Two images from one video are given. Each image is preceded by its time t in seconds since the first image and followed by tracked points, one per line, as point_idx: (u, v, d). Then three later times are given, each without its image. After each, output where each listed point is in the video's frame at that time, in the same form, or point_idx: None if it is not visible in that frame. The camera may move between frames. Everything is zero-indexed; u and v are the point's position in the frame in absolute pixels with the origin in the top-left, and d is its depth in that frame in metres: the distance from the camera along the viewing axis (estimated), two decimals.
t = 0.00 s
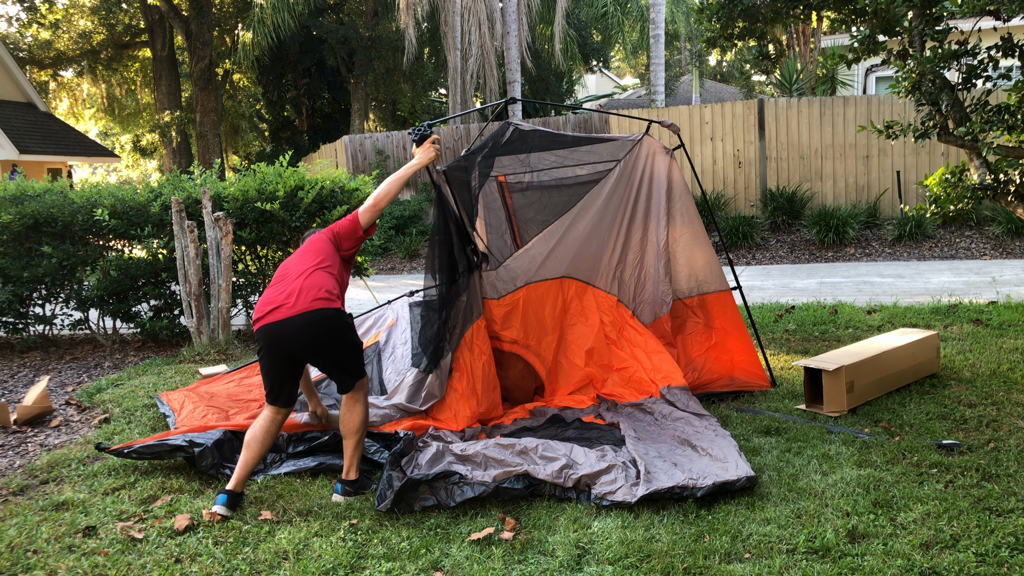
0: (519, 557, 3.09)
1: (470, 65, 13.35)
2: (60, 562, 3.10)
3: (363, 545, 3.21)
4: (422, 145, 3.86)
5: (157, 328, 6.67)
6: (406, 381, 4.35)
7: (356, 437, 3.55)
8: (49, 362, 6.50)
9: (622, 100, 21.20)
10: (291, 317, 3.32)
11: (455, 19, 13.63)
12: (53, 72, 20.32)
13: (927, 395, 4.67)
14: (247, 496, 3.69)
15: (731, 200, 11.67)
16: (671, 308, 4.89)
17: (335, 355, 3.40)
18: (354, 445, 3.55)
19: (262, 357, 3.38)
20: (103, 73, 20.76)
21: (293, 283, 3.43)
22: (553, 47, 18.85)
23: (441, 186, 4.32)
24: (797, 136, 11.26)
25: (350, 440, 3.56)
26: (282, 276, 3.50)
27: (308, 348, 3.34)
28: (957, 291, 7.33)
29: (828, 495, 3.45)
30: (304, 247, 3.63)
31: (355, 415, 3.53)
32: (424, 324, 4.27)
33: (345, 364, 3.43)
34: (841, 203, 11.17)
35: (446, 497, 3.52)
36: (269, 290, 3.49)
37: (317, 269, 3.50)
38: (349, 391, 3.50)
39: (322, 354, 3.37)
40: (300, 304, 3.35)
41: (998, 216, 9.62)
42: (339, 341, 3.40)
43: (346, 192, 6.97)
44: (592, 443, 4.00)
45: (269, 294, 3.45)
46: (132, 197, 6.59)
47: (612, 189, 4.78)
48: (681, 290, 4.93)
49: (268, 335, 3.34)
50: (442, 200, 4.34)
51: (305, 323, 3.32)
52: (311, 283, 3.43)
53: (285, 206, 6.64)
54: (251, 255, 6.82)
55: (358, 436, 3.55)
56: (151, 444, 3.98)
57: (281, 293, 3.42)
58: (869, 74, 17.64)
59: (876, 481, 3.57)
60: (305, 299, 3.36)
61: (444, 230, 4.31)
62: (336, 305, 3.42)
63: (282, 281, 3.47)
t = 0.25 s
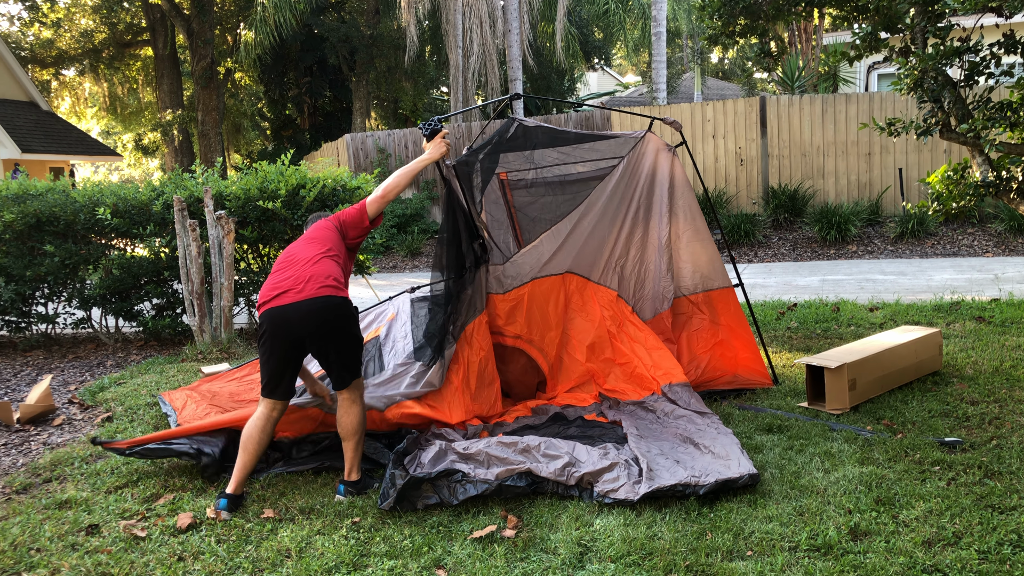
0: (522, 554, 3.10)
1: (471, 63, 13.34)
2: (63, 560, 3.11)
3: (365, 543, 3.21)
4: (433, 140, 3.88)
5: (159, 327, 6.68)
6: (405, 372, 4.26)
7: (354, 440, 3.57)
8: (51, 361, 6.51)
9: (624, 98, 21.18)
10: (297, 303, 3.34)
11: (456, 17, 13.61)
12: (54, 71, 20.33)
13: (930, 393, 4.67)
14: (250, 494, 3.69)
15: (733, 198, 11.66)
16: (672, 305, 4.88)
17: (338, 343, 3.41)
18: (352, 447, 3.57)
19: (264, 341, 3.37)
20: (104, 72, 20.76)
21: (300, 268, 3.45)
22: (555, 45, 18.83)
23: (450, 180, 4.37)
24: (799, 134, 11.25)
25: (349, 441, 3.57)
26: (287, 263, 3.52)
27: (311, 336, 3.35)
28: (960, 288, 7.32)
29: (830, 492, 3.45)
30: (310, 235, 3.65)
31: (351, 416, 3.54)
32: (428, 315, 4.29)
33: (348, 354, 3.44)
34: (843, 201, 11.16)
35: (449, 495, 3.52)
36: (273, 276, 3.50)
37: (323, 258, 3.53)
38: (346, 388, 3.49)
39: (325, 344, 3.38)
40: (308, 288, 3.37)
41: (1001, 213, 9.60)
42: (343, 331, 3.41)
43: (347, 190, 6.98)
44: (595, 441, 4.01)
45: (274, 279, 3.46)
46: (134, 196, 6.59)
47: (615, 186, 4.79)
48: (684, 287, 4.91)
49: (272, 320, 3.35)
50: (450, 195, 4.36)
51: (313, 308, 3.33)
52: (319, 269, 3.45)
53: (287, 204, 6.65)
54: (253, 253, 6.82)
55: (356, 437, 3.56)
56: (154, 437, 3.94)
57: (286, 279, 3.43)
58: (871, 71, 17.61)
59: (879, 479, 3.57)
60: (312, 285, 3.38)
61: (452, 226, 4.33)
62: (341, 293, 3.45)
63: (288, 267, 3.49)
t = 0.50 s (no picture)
0: (524, 552, 3.10)
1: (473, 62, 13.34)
2: (66, 559, 3.11)
3: (368, 542, 3.22)
4: (436, 140, 3.89)
5: (162, 326, 6.69)
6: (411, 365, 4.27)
7: (355, 440, 3.58)
8: (54, 360, 6.52)
9: (625, 96, 21.18)
10: (303, 296, 3.34)
11: (457, 16, 13.61)
12: (56, 70, 20.35)
13: (932, 390, 4.67)
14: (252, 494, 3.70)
15: (735, 196, 11.65)
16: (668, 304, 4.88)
17: (344, 337, 3.42)
18: (354, 447, 3.57)
19: (269, 336, 3.36)
20: (106, 71, 20.77)
21: (306, 262, 3.46)
22: (556, 43, 18.82)
23: (454, 181, 4.38)
24: (801, 131, 11.24)
25: (350, 442, 3.58)
26: (292, 257, 3.52)
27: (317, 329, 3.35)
28: (962, 286, 7.31)
29: (832, 490, 3.45)
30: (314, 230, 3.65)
31: (353, 416, 3.55)
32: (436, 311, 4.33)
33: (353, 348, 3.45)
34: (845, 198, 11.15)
35: (453, 493, 3.53)
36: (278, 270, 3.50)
37: (329, 252, 3.53)
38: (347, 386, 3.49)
39: (331, 337, 3.39)
40: (314, 282, 3.38)
41: (1003, 211, 9.59)
42: (348, 324, 3.42)
43: (349, 189, 6.99)
44: (597, 440, 4.01)
45: (280, 273, 3.46)
46: (136, 195, 6.59)
47: (616, 184, 4.80)
48: (682, 285, 4.90)
49: (278, 314, 3.34)
50: (454, 194, 4.41)
51: (319, 300, 3.33)
52: (325, 263, 3.47)
53: (289, 203, 6.65)
54: (255, 252, 6.82)
55: (357, 437, 3.57)
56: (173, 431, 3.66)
57: (292, 272, 3.43)
58: (873, 68, 17.61)
59: (881, 476, 3.56)
60: (318, 278, 3.39)
61: (455, 224, 4.38)
62: (348, 286, 3.46)
63: (293, 261, 3.49)
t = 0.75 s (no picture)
0: (526, 550, 3.10)
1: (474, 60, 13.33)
2: (69, 558, 3.12)
3: (370, 540, 3.22)
4: (440, 142, 3.90)
5: (164, 325, 6.70)
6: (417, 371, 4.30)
7: (361, 439, 3.57)
8: (56, 360, 6.53)
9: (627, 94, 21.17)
10: (312, 296, 3.34)
11: (458, 14, 13.60)
12: (57, 70, 20.36)
13: (934, 387, 4.67)
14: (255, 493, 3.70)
15: (736, 193, 11.65)
16: (670, 301, 4.89)
17: (351, 337, 3.43)
18: (360, 446, 3.57)
19: (275, 337, 3.34)
20: (107, 70, 20.78)
21: (314, 262, 3.46)
22: (557, 41, 18.82)
23: (458, 182, 4.35)
24: (802, 129, 11.23)
25: (356, 440, 3.58)
26: (299, 258, 3.52)
27: (325, 329, 3.36)
28: (964, 283, 7.30)
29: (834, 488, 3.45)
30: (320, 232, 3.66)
31: (359, 415, 3.55)
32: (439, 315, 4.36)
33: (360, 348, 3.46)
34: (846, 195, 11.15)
35: (455, 491, 3.53)
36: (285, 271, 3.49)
37: (336, 253, 3.54)
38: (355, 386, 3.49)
39: (338, 337, 3.39)
40: (322, 281, 3.38)
41: (1005, 207, 9.58)
42: (356, 324, 3.43)
43: (350, 188, 6.99)
44: (599, 437, 4.01)
45: (287, 274, 3.46)
46: (137, 195, 6.60)
47: (618, 183, 4.80)
48: (682, 283, 4.90)
49: (285, 314, 3.34)
50: (458, 198, 4.37)
51: (327, 300, 3.33)
52: (331, 264, 3.47)
53: (290, 202, 6.65)
54: (257, 251, 6.83)
55: (363, 436, 3.57)
56: (172, 471, 3.59)
57: (300, 273, 3.43)
58: (874, 65, 17.60)
59: (883, 474, 3.56)
60: (326, 278, 3.39)
61: (459, 225, 4.37)
62: (355, 287, 3.47)
63: (300, 262, 3.49)
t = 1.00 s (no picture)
0: (528, 548, 3.10)
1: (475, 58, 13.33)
2: (72, 556, 3.12)
3: (372, 538, 3.22)
4: (444, 140, 3.89)
5: (165, 323, 6.70)
6: (420, 369, 4.30)
7: (367, 436, 3.58)
8: (58, 358, 6.53)
9: (628, 92, 21.16)
10: (321, 300, 3.32)
11: (459, 12, 13.59)
12: (59, 69, 20.39)
13: (936, 384, 4.66)
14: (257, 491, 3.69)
15: (738, 190, 11.63)
16: (673, 297, 4.87)
17: (360, 342, 3.42)
18: (365, 443, 3.58)
19: (283, 339, 3.33)
20: (108, 69, 20.80)
21: (323, 268, 3.45)
22: (558, 39, 18.80)
23: (462, 181, 4.42)
24: (804, 125, 11.22)
25: (361, 438, 3.59)
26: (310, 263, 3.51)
27: (334, 333, 3.34)
28: (966, 279, 7.30)
29: (836, 485, 3.44)
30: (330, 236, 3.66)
31: (368, 412, 3.53)
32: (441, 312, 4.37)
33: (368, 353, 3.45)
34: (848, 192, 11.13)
35: (457, 489, 3.53)
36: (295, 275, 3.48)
37: (347, 258, 3.54)
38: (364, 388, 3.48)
39: (346, 341, 3.38)
40: (330, 285, 3.36)
41: (1007, 204, 9.57)
42: (365, 329, 3.42)
43: (351, 186, 6.97)
44: (601, 435, 4.00)
45: (297, 278, 3.44)
46: (139, 193, 6.60)
47: (621, 180, 4.78)
48: (684, 279, 4.91)
49: (293, 319, 3.32)
50: (461, 196, 4.44)
51: (335, 305, 3.31)
52: (340, 268, 3.46)
53: (291, 200, 6.64)
54: (258, 249, 6.84)
55: (368, 435, 3.58)
56: (178, 491, 3.58)
57: (310, 277, 3.42)
58: (876, 62, 17.58)
59: (885, 470, 3.56)
60: (336, 282, 3.38)
61: (461, 223, 4.42)
62: (364, 291, 3.46)
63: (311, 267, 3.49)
